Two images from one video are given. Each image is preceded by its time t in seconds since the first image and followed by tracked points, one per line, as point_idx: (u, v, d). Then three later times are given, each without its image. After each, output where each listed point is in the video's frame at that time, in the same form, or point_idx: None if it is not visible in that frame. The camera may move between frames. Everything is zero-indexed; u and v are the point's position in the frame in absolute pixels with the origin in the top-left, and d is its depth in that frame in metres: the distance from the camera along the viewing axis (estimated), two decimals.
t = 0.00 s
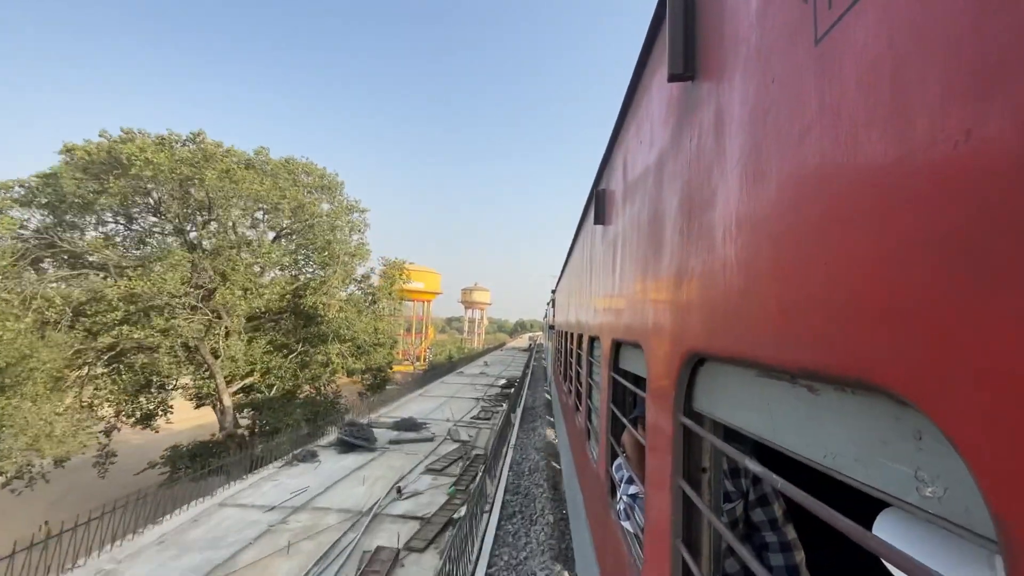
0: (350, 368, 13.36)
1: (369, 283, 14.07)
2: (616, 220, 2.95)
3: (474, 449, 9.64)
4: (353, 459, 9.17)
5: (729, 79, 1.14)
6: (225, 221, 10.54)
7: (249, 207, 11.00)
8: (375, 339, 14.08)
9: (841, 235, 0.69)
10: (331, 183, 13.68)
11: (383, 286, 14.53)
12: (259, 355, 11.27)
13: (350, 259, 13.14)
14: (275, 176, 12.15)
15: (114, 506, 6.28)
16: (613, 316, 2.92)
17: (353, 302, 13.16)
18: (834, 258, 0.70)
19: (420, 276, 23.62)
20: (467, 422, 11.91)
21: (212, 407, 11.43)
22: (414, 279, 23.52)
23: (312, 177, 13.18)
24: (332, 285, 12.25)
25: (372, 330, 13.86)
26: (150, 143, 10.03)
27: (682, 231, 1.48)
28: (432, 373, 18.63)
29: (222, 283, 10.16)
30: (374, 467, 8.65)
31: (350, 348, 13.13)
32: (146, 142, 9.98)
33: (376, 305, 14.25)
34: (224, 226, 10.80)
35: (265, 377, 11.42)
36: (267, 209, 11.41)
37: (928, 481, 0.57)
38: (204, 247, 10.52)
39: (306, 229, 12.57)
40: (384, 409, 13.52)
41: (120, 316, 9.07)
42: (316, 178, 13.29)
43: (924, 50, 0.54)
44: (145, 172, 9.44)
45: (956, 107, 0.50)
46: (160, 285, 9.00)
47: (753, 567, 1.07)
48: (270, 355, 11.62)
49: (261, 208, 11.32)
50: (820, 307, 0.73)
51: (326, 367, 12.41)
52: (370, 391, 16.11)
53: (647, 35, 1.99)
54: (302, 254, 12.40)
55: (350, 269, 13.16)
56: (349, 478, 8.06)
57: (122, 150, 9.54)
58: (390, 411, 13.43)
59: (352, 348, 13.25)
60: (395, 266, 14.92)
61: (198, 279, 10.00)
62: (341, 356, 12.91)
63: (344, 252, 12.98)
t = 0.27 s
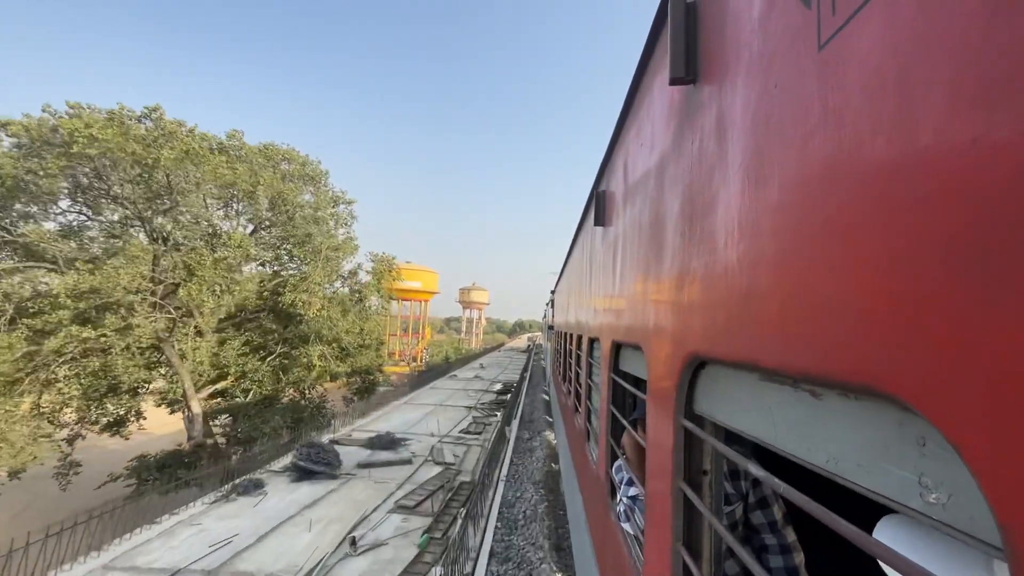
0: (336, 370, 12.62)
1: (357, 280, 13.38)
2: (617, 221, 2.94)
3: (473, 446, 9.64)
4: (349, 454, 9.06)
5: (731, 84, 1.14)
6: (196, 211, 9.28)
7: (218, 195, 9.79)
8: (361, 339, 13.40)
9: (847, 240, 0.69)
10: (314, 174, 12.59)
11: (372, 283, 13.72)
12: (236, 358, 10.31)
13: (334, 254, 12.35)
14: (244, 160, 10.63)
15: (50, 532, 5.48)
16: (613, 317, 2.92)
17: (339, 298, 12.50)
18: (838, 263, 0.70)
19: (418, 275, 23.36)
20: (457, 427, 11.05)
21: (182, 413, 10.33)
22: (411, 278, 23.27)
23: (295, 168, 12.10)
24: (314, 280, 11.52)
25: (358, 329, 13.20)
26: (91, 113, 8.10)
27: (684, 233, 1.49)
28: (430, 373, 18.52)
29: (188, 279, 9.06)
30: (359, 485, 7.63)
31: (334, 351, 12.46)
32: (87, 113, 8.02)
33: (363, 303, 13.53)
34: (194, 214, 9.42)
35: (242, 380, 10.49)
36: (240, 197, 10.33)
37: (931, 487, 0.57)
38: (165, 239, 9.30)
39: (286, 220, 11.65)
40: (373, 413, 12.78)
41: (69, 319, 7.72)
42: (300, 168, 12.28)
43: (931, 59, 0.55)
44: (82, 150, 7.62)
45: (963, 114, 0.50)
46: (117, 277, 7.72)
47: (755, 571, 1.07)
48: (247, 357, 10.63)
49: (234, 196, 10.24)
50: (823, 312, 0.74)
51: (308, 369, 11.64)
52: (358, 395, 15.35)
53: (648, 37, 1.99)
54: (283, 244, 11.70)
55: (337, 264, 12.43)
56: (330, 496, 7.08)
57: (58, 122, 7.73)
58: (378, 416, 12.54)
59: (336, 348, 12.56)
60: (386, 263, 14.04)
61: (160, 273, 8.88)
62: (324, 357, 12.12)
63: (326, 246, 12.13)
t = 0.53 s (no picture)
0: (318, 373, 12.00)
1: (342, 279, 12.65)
2: (618, 221, 2.94)
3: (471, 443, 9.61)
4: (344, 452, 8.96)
5: (737, 80, 1.14)
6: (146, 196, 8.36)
7: (180, 180, 9.07)
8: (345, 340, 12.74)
9: (860, 237, 0.68)
10: (295, 160, 12.04)
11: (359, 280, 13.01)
12: (206, 361, 9.71)
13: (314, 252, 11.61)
14: (218, 145, 10.23)
15: None
16: (615, 317, 2.91)
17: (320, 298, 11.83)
18: (850, 259, 0.70)
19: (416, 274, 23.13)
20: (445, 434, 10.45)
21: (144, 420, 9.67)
22: (410, 278, 23.04)
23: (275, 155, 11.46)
24: (291, 277, 10.91)
25: (341, 329, 12.50)
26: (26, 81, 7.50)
27: (688, 232, 1.48)
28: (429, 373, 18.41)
29: (144, 275, 8.43)
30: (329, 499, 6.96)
31: (317, 353, 11.86)
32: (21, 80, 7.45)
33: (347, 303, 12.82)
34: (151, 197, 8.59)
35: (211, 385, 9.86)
36: (199, 180, 9.38)
37: (946, 486, 0.56)
38: (119, 229, 8.40)
39: (260, 213, 10.82)
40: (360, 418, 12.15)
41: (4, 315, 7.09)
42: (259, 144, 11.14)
43: (946, 53, 0.54)
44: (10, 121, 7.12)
45: (979, 109, 0.49)
46: (58, 268, 7.19)
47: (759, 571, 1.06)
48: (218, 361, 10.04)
49: (195, 180, 9.36)
50: (834, 308, 0.73)
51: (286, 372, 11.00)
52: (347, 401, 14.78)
53: (651, 35, 1.98)
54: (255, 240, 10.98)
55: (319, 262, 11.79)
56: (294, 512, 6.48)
57: None
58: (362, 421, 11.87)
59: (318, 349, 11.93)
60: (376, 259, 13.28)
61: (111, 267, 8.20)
62: (303, 360, 11.45)
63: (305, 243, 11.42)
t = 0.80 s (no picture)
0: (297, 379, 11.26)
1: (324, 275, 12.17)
2: (616, 221, 2.95)
3: (469, 451, 9.55)
4: (339, 460, 8.86)
5: (736, 79, 1.14)
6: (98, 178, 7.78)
7: (144, 165, 9.05)
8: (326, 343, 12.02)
9: (861, 235, 0.68)
10: (271, 145, 11.54)
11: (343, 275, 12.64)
12: (167, 363, 9.27)
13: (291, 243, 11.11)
14: (184, 124, 9.88)
15: None
16: (613, 316, 2.92)
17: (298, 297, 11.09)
18: (849, 256, 0.70)
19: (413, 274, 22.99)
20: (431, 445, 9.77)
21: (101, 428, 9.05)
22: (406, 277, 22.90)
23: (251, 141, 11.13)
24: (265, 272, 10.21)
25: (321, 331, 11.82)
26: None
27: (686, 231, 1.48)
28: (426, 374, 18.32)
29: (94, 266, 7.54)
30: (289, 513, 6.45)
31: (296, 357, 11.16)
32: None
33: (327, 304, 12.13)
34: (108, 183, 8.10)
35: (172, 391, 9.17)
36: (168, 170, 9.48)
37: (946, 482, 0.56)
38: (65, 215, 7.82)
39: (233, 202, 10.43)
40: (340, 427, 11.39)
41: None
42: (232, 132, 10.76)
43: (946, 50, 0.54)
44: None
45: (980, 105, 0.49)
46: None
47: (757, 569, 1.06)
48: (184, 364, 9.56)
49: (163, 169, 9.50)
50: (833, 304, 0.73)
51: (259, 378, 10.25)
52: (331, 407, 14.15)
53: (649, 35, 1.99)
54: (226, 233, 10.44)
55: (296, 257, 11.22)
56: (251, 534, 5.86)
57: None
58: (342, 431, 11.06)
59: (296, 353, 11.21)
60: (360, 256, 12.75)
61: (53, 257, 7.43)
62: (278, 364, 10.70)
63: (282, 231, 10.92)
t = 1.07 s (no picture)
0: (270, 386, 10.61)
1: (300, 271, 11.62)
2: (614, 221, 2.93)
3: (465, 456, 9.49)
4: (334, 467, 8.72)
5: (731, 78, 1.13)
6: (33, 155, 6.92)
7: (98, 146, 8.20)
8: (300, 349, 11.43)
9: (855, 235, 0.66)
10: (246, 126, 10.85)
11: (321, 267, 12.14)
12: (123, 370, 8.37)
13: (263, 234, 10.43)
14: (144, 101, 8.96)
15: None
16: (610, 317, 2.91)
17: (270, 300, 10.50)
18: (845, 257, 0.68)
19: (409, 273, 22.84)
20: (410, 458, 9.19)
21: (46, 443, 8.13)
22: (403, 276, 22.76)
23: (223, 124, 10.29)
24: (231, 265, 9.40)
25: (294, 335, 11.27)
26: None
27: (682, 231, 1.47)
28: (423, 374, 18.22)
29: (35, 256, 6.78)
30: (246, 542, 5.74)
31: (268, 361, 10.54)
32: None
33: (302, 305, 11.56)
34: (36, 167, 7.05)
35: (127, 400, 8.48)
36: (127, 154, 8.61)
37: (942, 488, 0.55)
38: None
39: (199, 189, 9.66)
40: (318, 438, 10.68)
41: None
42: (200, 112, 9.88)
43: (941, 45, 0.53)
44: None
45: (977, 99, 0.48)
46: None
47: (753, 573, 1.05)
48: (140, 372, 8.67)
49: (120, 154, 8.63)
50: (829, 306, 0.72)
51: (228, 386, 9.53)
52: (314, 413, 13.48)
53: (645, 34, 1.97)
54: (190, 227, 9.74)
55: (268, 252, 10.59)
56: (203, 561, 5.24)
57: None
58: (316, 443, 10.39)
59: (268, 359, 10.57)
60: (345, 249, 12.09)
61: None
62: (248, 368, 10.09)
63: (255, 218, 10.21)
